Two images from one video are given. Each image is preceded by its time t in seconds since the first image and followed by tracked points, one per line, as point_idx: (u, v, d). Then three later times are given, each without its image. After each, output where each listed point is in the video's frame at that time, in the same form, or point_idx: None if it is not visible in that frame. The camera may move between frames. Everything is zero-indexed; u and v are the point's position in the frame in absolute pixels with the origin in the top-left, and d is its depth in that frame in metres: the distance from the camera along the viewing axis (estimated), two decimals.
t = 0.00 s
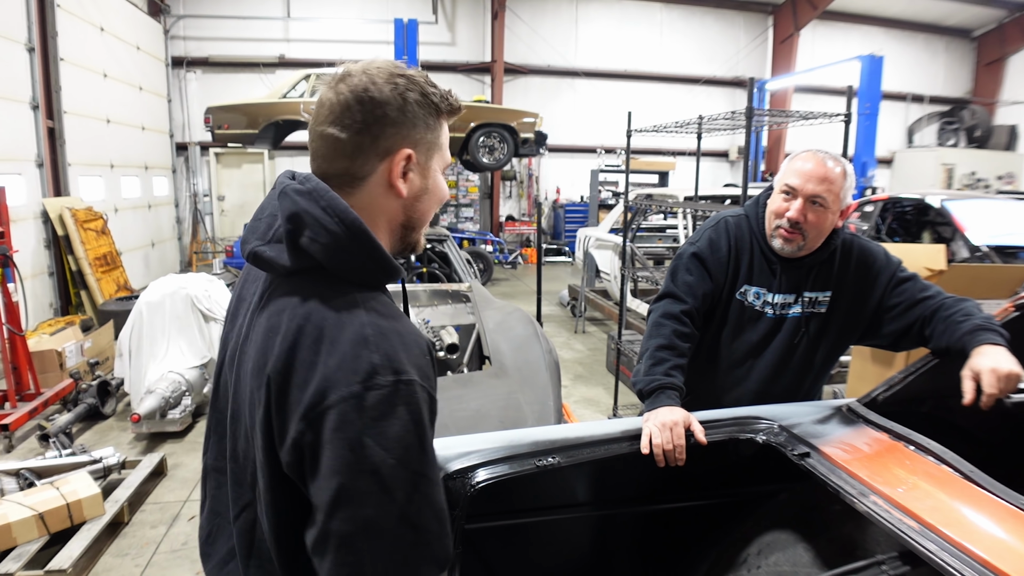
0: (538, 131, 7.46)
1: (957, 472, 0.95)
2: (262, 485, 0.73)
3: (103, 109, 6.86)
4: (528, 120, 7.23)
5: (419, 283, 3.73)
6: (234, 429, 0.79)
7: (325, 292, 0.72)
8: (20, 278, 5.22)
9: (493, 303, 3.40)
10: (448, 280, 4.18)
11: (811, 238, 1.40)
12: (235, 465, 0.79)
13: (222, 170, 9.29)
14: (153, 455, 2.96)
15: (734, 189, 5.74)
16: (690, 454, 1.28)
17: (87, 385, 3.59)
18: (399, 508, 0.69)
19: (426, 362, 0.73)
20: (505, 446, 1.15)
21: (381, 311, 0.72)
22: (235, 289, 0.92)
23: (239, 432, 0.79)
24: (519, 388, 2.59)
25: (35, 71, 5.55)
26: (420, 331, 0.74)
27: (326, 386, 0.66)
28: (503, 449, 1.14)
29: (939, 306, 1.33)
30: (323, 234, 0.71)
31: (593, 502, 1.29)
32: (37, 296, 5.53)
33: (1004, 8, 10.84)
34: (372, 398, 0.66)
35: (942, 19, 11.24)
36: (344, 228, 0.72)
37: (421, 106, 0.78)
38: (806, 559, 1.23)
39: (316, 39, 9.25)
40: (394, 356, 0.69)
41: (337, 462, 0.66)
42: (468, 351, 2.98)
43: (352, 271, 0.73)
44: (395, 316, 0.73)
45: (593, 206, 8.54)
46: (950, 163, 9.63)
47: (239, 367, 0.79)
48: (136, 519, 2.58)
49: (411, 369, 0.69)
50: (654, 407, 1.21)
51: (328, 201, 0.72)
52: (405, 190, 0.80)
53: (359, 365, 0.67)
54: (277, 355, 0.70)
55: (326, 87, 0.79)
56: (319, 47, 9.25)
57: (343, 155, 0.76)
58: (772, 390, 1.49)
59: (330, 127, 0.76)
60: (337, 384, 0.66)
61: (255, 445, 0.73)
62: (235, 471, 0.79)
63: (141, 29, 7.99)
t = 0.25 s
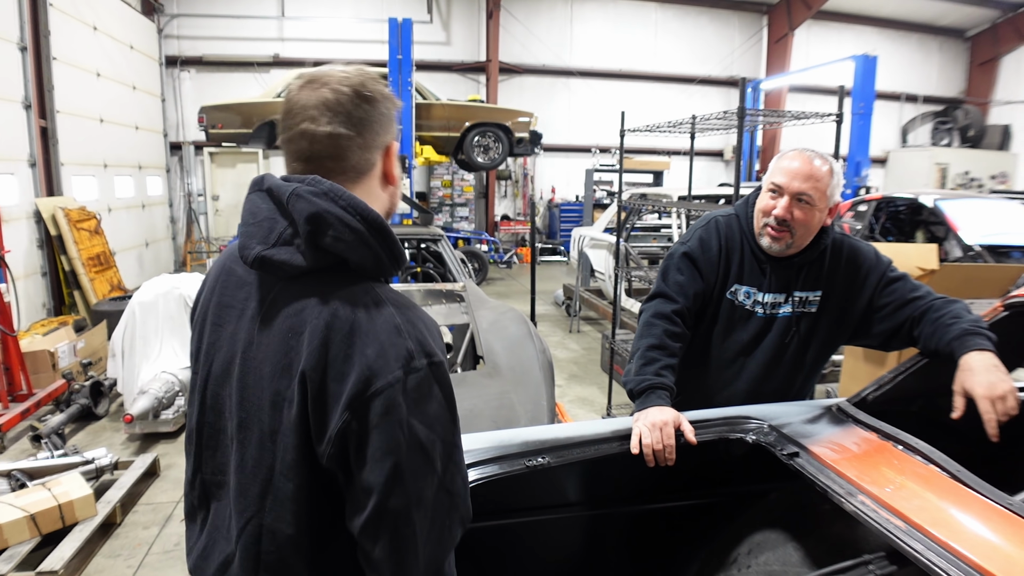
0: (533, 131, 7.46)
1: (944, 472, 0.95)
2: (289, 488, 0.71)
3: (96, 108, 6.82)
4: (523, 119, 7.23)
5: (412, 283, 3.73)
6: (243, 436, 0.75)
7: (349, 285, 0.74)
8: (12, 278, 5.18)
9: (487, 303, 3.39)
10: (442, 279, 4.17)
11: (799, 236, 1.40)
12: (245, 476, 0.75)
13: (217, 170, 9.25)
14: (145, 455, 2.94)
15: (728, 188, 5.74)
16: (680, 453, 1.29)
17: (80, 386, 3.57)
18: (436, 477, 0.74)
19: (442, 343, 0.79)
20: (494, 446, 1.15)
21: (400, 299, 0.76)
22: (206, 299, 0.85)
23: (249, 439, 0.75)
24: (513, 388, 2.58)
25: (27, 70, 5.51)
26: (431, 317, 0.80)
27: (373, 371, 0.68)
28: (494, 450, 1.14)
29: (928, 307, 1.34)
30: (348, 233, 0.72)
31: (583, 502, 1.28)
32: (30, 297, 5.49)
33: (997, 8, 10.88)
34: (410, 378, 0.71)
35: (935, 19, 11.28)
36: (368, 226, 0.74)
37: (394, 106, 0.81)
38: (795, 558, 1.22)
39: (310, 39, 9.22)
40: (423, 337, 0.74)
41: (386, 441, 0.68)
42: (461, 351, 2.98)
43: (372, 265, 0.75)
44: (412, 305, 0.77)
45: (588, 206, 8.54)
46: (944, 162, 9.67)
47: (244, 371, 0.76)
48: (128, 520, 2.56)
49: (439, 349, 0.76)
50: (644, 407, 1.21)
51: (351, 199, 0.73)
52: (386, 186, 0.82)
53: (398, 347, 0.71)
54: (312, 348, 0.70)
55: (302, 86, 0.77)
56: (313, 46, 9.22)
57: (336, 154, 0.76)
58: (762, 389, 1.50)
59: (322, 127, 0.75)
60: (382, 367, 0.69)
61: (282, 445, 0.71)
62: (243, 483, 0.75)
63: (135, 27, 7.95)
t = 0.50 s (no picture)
0: (529, 130, 7.45)
1: (936, 469, 0.95)
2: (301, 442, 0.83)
3: (90, 106, 6.78)
4: (519, 119, 7.23)
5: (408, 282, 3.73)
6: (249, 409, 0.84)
7: (332, 260, 0.87)
8: (6, 277, 5.15)
9: (483, 302, 3.39)
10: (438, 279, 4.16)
11: (788, 235, 1.39)
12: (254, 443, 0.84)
13: (213, 169, 9.21)
14: (140, 454, 2.93)
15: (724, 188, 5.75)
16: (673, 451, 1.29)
17: (74, 385, 3.55)
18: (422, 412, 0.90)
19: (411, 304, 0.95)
20: (487, 445, 1.15)
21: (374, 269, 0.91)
22: (183, 302, 0.90)
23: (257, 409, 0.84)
24: (508, 387, 2.58)
25: (21, 68, 5.48)
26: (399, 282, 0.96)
27: (371, 326, 0.83)
28: (487, 447, 1.14)
29: (922, 305, 1.34)
30: (330, 214, 0.85)
31: (577, 501, 1.28)
32: (24, 296, 5.45)
33: (991, 8, 10.92)
34: (398, 331, 0.87)
35: (930, 19, 11.32)
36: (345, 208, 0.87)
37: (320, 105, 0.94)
38: (789, 556, 1.22)
39: (307, 37, 9.19)
40: (400, 298, 0.90)
41: (388, 385, 0.83)
42: (457, 350, 2.97)
43: (349, 241, 0.88)
44: (387, 275, 0.93)
45: (585, 205, 8.54)
46: (939, 162, 9.71)
47: (244, 352, 0.85)
48: (122, 519, 2.56)
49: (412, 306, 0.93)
50: (637, 405, 1.20)
51: (324, 187, 0.86)
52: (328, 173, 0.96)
53: (386, 308, 0.86)
54: (313, 321, 0.82)
55: (236, 101, 0.88)
56: (309, 45, 9.19)
57: (282, 154, 0.88)
58: (757, 386, 1.49)
59: (264, 132, 0.87)
60: (378, 323, 0.84)
61: (294, 407, 0.82)
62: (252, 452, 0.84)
63: (130, 26, 7.91)
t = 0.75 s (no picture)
0: (528, 129, 7.44)
1: (935, 462, 0.95)
2: (301, 386, 0.93)
3: (88, 105, 6.76)
4: (518, 117, 7.22)
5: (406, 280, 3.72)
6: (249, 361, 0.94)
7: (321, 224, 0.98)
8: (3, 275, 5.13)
9: (481, 300, 3.39)
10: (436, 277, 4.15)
11: (780, 229, 1.39)
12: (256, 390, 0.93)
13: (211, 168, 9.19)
14: (137, 452, 2.92)
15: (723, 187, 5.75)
16: (671, 446, 1.29)
17: (71, 383, 3.54)
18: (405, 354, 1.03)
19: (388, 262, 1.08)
20: (483, 439, 1.14)
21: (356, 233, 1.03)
22: (179, 281, 0.98)
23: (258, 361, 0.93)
24: (506, 384, 2.57)
25: (18, 66, 5.47)
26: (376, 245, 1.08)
27: (361, 276, 0.95)
28: (485, 442, 1.13)
29: (920, 301, 1.34)
30: (316, 189, 0.96)
31: (574, 496, 1.28)
32: (21, 295, 5.44)
33: (989, 8, 10.92)
34: (382, 282, 0.99)
35: (928, 18, 11.32)
36: (327, 187, 0.98)
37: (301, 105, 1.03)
38: (787, 551, 1.21)
39: (305, 36, 9.17)
40: (381, 255, 1.02)
41: (378, 329, 0.95)
42: (455, 348, 2.97)
43: (332, 213, 1.01)
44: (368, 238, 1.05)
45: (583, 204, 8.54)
46: (936, 161, 9.73)
47: (244, 311, 0.94)
48: (119, 517, 2.54)
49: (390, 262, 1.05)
50: (635, 400, 1.20)
51: (310, 168, 0.98)
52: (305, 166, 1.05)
53: (370, 261, 0.98)
54: (312, 274, 0.93)
55: (226, 100, 0.98)
56: (308, 44, 9.17)
57: (261, 148, 0.97)
58: (755, 381, 1.49)
59: (246, 127, 0.96)
60: (365, 273, 0.96)
61: (294, 353, 0.92)
62: (254, 399, 0.93)
63: (127, 24, 7.89)
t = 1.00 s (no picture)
0: (528, 128, 7.43)
1: (938, 458, 0.95)
2: (304, 356, 1.01)
3: (87, 104, 6.75)
4: (518, 117, 7.21)
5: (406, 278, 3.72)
6: (253, 337, 1.00)
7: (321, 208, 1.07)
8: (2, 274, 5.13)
9: (481, 298, 3.39)
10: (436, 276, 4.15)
11: (776, 216, 1.37)
12: (261, 363, 1.01)
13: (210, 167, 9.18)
14: (137, 450, 2.92)
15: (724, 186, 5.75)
16: (673, 443, 1.28)
17: (71, 382, 3.54)
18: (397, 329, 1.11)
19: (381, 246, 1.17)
20: (484, 435, 1.14)
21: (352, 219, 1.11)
22: (188, 262, 1.06)
23: (262, 336, 1.00)
24: (506, 382, 2.57)
25: (18, 65, 5.46)
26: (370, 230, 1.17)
27: (356, 256, 1.03)
28: (485, 439, 1.13)
29: (922, 297, 1.33)
30: (315, 176, 1.05)
31: (575, 493, 1.28)
32: (21, 294, 5.44)
33: (989, 7, 10.91)
34: (376, 261, 1.07)
35: (928, 18, 11.31)
36: (321, 179, 1.06)
37: (311, 104, 1.12)
38: (789, 548, 1.21)
39: (304, 35, 9.16)
40: (375, 239, 1.11)
41: (374, 304, 1.04)
42: (456, 346, 2.97)
43: (331, 201, 1.09)
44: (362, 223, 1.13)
45: (583, 203, 8.54)
46: (936, 161, 9.73)
47: (247, 287, 1.01)
48: (118, 515, 2.54)
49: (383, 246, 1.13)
50: (637, 396, 1.20)
51: (307, 160, 1.06)
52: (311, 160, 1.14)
53: (365, 243, 1.07)
54: (312, 250, 1.01)
55: (247, 101, 1.11)
56: (307, 43, 9.16)
57: (266, 143, 1.09)
58: (754, 377, 1.49)
59: (255, 126, 1.08)
60: (360, 253, 1.04)
61: (297, 327, 1.00)
62: (260, 370, 1.01)
63: (127, 23, 7.88)
